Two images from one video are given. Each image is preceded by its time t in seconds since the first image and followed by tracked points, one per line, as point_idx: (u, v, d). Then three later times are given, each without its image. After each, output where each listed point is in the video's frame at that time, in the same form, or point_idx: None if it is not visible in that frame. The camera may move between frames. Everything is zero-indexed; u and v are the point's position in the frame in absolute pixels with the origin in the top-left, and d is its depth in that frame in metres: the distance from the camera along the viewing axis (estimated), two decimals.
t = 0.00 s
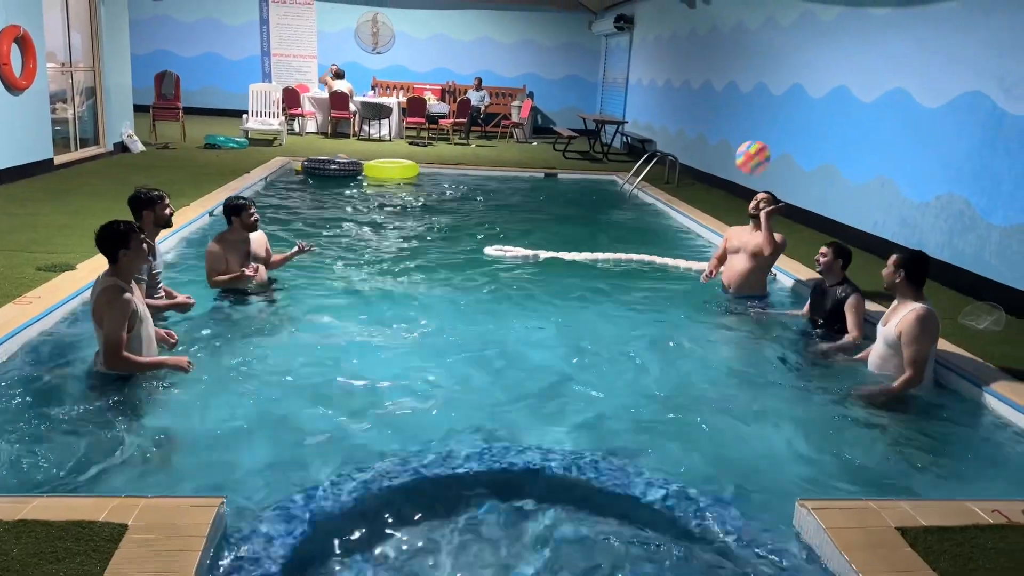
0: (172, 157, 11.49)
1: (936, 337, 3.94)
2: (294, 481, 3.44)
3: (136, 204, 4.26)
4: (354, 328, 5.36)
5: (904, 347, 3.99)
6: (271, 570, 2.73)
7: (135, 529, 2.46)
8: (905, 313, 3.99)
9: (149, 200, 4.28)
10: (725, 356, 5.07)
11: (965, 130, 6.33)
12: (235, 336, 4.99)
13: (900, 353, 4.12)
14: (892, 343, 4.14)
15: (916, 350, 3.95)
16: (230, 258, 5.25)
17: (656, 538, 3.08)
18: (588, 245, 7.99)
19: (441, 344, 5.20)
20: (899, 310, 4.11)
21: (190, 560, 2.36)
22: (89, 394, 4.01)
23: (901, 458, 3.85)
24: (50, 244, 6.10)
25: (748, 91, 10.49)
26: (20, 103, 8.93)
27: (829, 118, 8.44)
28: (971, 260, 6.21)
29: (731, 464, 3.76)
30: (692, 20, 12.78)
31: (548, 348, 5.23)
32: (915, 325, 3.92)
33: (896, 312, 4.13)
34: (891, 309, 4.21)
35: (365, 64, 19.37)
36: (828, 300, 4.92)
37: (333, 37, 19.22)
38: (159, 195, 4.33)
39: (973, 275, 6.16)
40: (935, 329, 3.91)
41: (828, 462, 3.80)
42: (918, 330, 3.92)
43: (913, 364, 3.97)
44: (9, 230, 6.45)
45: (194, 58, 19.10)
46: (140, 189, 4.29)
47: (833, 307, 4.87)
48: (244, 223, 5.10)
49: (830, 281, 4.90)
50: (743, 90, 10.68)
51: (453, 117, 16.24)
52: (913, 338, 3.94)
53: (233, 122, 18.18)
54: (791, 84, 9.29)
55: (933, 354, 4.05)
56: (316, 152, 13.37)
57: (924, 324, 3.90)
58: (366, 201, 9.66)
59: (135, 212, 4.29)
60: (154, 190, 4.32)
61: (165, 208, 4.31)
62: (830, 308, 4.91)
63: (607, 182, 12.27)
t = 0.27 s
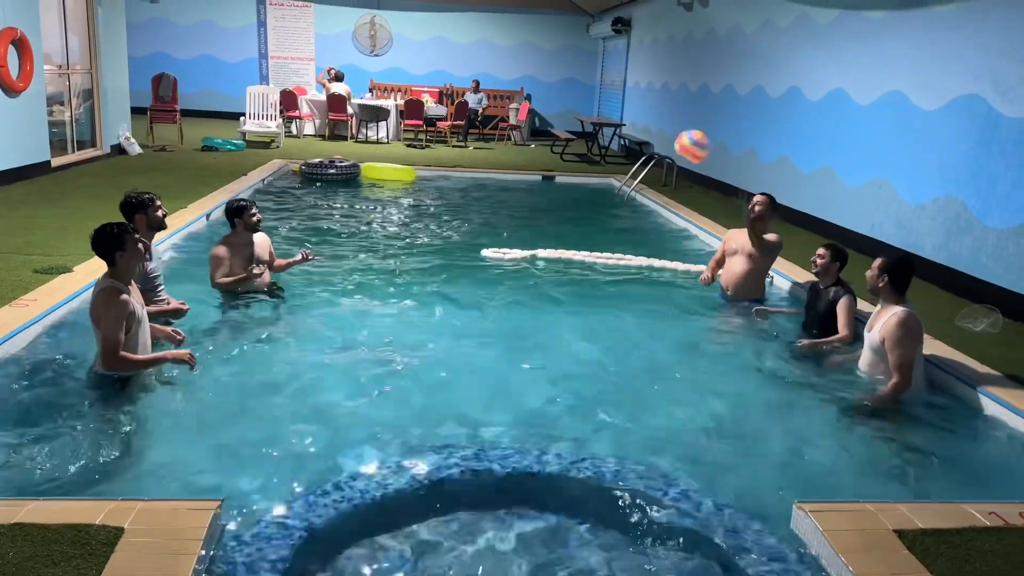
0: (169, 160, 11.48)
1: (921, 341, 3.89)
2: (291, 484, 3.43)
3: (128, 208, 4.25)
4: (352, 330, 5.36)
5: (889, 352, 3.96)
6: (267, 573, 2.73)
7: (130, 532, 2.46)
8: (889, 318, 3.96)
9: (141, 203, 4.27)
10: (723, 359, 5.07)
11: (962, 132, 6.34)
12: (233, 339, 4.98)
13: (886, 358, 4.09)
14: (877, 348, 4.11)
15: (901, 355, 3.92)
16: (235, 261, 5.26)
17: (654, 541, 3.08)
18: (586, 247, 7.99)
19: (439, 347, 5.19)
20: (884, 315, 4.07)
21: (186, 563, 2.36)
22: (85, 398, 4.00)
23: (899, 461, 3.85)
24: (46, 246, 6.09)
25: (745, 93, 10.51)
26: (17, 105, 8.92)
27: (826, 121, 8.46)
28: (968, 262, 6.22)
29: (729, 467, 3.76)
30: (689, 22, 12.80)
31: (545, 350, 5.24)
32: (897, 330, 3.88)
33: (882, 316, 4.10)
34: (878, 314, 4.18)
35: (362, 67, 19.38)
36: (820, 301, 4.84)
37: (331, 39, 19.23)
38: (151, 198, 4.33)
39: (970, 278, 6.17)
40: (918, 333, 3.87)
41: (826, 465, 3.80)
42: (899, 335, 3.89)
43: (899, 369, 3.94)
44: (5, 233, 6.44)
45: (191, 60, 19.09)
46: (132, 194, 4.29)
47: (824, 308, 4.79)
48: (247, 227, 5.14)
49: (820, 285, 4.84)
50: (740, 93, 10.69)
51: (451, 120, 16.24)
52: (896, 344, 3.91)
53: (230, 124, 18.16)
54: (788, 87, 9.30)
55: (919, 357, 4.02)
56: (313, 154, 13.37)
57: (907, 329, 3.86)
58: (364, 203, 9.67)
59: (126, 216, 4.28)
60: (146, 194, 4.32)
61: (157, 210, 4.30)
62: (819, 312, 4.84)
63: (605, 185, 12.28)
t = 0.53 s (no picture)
0: (167, 161, 11.48)
1: (907, 342, 3.91)
2: (289, 486, 3.43)
3: (128, 211, 4.24)
4: (350, 331, 5.36)
5: (875, 352, 3.97)
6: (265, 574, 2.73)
7: (129, 534, 2.46)
8: (875, 318, 3.97)
9: (142, 207, 4.26)
10: (721, 360, 5.08)
11: (960, 134, 6.34)
12: (231, 340, 4.98)
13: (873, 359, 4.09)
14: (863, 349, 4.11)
15: (887, 355, 3.92)
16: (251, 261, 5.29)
17: (652, 543, 3.08)
18: (584, 249, 8.00)
19: (438, 348, 5.20)
20: (871, 316, 4.09)
21: (185, 565, 2.36)
22: (83, 399, 4.00)
23: (897, 462, 3.86)
24: (44, 248, 6.08)
25: (743, 95, 10.52)
26: (16, 107, 8.90)
27: (824, 123, 8.47)
28: (965, 264, 6.24)
29: (727, 468, 3.77)
30: (687, 25, 12.81)
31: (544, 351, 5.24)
32: (884, 330, 3.89)
33: (869, 318, 4.11)
34: (864, 315, 4.19)
35: (360, 68, 19.38)
36: (808, 295, 4.95)
37: (329, 41, 19.22)
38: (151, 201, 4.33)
39: (968, 280, 6.19)
40: (904, 334, 3.88)
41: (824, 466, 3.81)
42: (886, 335, 3.90)
43: (884, 369, 3.94)
44: (3, 234, 6.43)
45: (189, 62, 19.08)
46: (131, 198, 4.29)
47: (812, 303, 4.90)
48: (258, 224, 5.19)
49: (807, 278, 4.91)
50: (738, 95, 10.71)
51: (450, 121, 16.25)
52: (883, 344, 3.92)
53: (229, 126, 18.15)
54: (786, 89, 9.31)
55: (905, 358, 4.02)
56: (312, 156, 13.37)
57: (893, 329, 3.87)
58: (363, 205, 9.67)
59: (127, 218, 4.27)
60: (146, 197, 4.32)
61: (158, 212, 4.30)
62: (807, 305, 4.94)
63: (603, 187, 12.29)
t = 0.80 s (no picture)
0: (167, 161, 11.48)
1: (897, 346, 3.87)
2: (289, 486, 3.43)
3: (130, 208, 4.24)
4: (351, 331, 5.36)
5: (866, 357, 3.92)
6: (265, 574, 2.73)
7: (129, 534, 2.45)
8: (864, 323, 3.92)
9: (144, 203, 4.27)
10: (721, 361, 5.08)
11: (960, 135, 6.35)
12: (231, 340, 4.98)
13: (861, 363, 4.04)
14: (852, 354, 4.06)
15: (879, 359, 3.88)
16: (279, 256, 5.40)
17: (652, 543, 3.08)
18: (584, 250, 7.99)
19: (438, 349, 5.20)
20: (858, 320, 4.04)
21: (185, 565, 2.36)
22: (83, 399, 3.99)
23: (897, 463, 3.86)
24: (44, 248, 6.08)
25: (742, 96, 10.53)
26: (16, 106, 8.90)
27: (824, 124, 8.48)
28: (965, 265, 6.24)
29: (726, 469, 3.77)
30: (687, 26, 12.82)
31: (544, 352, 5.24)
32: (874, 334, 3.85)
33: (855, 322, 4.06)
34: (850, 320, 4.14)
35: (360, 69, 19.37)
36: (791, 292, 4.96)
37: (329, 41, 19.22)
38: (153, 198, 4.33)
39: (968, 281, 6.19)
40: (894, 337, 3.84)
41: (824, 467, 3.81)
42: (876, 339, 3.85)
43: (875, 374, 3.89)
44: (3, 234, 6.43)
45: (189, 62, 19.08)
46: (134, 194, 4.29)
47: (796, 299, 4.91)
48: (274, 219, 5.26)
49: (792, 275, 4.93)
50: (738, 96, 10.72)
51: (449, 122, 16.25)
52: (873, 348, 3.87)
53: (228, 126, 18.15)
54: (786, 91, 9.32)
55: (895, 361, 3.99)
56: (311, 156, 13.37)
57: (883, 333, 3.83)
58: (363, 205, 9.67)
59: (128, 216, 4.26)
60: (149, 194, 4.32)
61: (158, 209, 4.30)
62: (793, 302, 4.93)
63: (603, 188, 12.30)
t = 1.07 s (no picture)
0: (167, 160, 11.47)
1: (882, 349, 3.87)
2: (289, 486, 3.43)
3: (126, 205, 4.23)
4: (351, 331, 5.36)
5: (853, 360, 3.92)
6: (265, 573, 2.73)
7: (129, 534, 2.45)
8: (850, 326, 3.92)
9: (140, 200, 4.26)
10: (722, 361, 5.08)
11: (959, 136, 6.35)
12: (231, 340, 4.98)
13: (848, 367, 4.04)
14: (839, 358, 4.06)
15: (866, 362, 3.88)
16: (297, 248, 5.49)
17: (652, 544, 3.08)
18: (583, 250, 7.99)
19: (438, 349, 5.19)
20: (844, 324, 4.04)
21: (185, 565, 2.35)
22: (84, 398, 3.99)
23: (897, 464, 3.86)
24: (44, 247, 6.08)
25: (742, 96, 10.53)
26: (15, 105, 8.89)
27: (823, 124, 8.48)
28: (965, 266, 6.24)
29: (726, 470, 3.77)
30: (687, 26, 12.82)
31: (544, 352, 5.24)
32: (860, 337, 3.85)
33: (841, 325, 4.06)
34: (836, 323, 4.14)
35: (360, 68, 19.37)
36: (776, 292, 5.09)
37: (329, 41, 19.22)
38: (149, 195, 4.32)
39: (968, 282, 6.19)
40: (880, 340, 3.85)
41: (825, 468, 3.81)
42: (863, 342, 3.85)
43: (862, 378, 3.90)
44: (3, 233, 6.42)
45: (189, 62, 19.07)
46: (129, 190, 4.28)
47: (780, 299, 5.03)
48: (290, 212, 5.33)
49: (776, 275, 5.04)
50: (737, 96, 10.72)
51: (449, 122, 16.25)
52: (860, 351, 3.88)
53: (228, 126, 18.14)
54: (786, 91, 9.32)
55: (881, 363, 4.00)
56: (311, 156, 13.36)
57: (870, 336, 3.84)
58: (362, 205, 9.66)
59: (125, 214, 4.26)
60: (145, 191, 4.31)
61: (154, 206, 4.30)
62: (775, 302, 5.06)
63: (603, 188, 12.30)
